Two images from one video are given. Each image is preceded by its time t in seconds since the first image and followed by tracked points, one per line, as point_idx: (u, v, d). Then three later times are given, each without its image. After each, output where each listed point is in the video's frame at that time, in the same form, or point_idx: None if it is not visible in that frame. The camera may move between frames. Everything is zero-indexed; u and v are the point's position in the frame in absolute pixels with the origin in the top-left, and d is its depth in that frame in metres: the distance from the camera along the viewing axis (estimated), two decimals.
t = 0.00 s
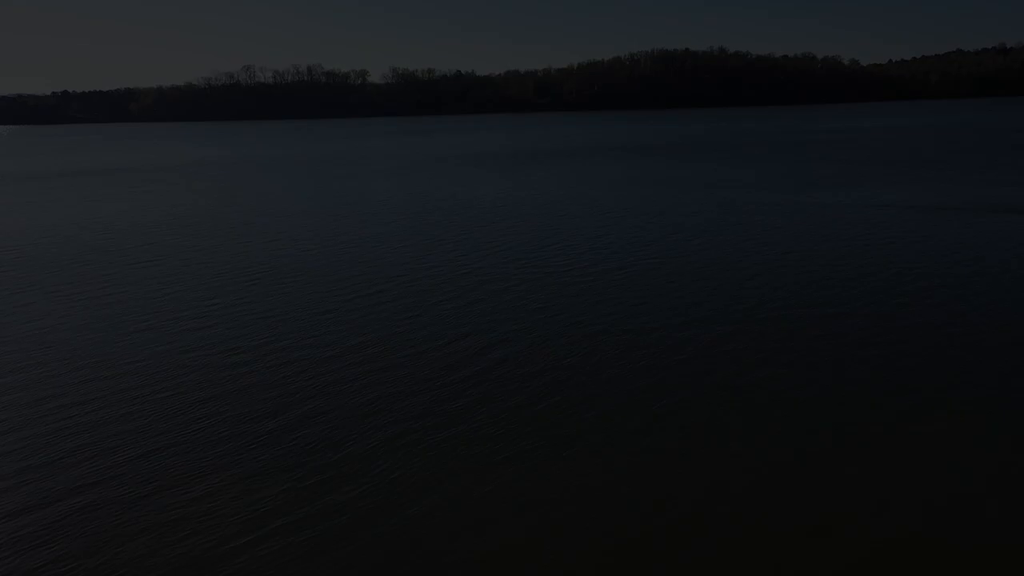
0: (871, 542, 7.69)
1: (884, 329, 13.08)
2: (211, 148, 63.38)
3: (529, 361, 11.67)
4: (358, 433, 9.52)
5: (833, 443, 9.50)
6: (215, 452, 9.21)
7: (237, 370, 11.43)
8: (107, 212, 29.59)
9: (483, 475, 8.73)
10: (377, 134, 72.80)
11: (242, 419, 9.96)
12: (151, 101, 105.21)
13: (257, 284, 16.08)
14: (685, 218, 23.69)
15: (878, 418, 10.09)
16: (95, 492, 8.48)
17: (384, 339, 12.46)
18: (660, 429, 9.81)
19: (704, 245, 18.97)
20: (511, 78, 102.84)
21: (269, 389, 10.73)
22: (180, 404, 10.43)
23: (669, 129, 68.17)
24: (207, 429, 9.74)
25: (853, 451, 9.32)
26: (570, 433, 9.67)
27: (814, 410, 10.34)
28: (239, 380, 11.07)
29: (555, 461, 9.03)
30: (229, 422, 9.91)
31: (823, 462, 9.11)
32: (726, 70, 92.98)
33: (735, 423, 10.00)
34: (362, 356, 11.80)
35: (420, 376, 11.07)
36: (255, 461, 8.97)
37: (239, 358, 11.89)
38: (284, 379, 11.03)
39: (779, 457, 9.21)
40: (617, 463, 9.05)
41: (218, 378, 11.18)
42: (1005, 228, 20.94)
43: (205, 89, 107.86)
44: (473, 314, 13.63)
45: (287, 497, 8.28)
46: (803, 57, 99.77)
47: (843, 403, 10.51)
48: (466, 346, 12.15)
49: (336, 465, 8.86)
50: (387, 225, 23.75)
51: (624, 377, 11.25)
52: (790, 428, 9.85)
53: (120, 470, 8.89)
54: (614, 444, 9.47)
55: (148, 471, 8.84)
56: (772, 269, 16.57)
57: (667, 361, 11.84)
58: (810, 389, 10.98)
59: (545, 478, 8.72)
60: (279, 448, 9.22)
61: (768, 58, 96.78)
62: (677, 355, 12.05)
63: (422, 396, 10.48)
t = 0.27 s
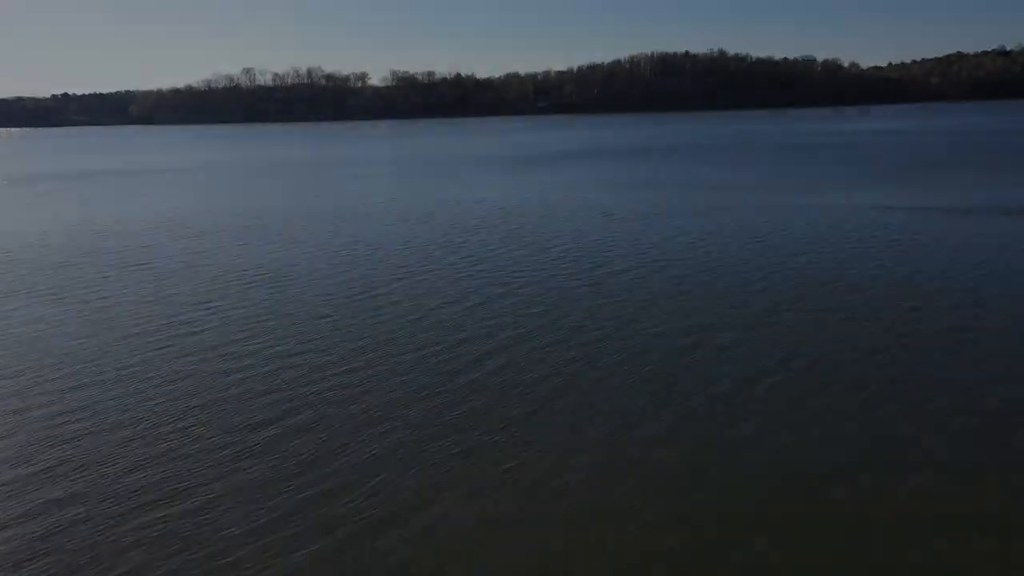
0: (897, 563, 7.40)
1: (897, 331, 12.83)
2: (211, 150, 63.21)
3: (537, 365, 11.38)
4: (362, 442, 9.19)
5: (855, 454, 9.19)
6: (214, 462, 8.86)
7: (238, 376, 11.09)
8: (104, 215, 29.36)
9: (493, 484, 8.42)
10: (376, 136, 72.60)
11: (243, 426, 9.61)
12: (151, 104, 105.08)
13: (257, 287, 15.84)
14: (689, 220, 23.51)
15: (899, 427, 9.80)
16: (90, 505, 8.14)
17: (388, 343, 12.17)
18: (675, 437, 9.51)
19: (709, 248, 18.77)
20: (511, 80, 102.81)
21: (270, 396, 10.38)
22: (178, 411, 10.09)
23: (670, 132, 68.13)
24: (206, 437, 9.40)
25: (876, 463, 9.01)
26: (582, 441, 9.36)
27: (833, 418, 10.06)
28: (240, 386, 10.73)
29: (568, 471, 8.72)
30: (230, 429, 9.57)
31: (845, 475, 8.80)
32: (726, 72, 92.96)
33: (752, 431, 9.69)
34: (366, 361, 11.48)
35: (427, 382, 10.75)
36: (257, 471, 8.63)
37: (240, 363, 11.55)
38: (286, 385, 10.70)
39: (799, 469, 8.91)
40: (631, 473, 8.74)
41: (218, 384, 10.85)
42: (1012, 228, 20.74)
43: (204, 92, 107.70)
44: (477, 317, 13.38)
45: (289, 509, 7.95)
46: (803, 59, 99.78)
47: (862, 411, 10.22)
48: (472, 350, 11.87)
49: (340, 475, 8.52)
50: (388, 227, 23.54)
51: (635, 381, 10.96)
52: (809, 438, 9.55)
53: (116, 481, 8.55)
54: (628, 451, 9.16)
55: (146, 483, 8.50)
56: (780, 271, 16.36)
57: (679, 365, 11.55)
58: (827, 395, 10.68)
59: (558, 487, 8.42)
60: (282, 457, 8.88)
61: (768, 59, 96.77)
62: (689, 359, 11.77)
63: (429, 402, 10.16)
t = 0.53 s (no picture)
0: None
1: (910, 338, 12.49)
2: (210, 152, 62.97)
3: (541, 373, 11.04)
4: (361, 453, 8.82)
5: (873, 468, 8.84)
6: (206, 473, 8.48)
7: (233, 383, 10.72)
8: (102, 218, 29.08)
9: (496, 497, 8.06)
10: (377, 138, 72.41)
11: (238, 437, 9.23)
12: (151, 107, 104.94)
13: (254, 291, 15.52)
14: (693, 223, 23.20)
15: (917, 439, 9.45)
16: (74, 519, 7.76)
17: (388, 350, 11.81)
18: (683, 448, 9.17)
19: (714, 251, 18.44)
20: (512, 82, 102.61)
21: (266, 405, 10.01)
22: (170, 420, 9.72)
23: (671, 135, 67.86)
24: (198, 448, 9.02)
25: (896, 477, 8.65)
26: (589, 452, 9.00)
27: (848, 429, 9.70)
28: (235, 395, 10.35)
29: (573, 483, 8.37)
30: (223, 440, 9.19)
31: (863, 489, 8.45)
32: (727, 75, 92.76)
33: (765, 443, 9.34)
34: (366, 369, 11.10)
35: (428, 391, 10.39)
36: (250, 484, 8.25)
37: (236, 371, 11.18)
38: (282, 394, 10.31)
39: (816, 483, 8.55)
40: (641, 485, 8.39)
41: (213, 392, 10.48)
42: (1022, 232, 20.39)
43: (204, 94, 107.54)
44: (479, 322, 13.05)
45: (283, 523, 7.59)
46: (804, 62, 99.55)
47: (878, 422, 9.87)
48: (474, 357, 11.52)
49: (338, 488, 8.15)
50: (388, 230, 23.26)
51: (642, 390, 10.62)
52: (825, 451, 9.19)
53: (103, 494, 8.18)
54: (636, 464, 8.80)
55: (132, 495, 8.14)
56: (787, 275, 16.03)
57: (687, 373, 11.21)
58: (841, 404, 10.33)
59: (563, 500, 8.06)
60: (276, 469, 8.50)
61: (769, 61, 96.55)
62: (696, 367, 11.43)
63: (430, 413, 9.79)
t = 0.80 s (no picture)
0: None
1: (925, 344, 12.11)
2: (209, 154, 62.65)
3: (544, 380, 10.69)
4: (357, 466, 8.46)
5: (889, 480, 8.48)
6: (195, 487, 8.13)
7: (226, 392, 10.37)
8: (98, 220, 28.78)
9: (499, 511, 7.74)
10: (377, 140, 72.12)
11: (230, 449, 8.86)
12: (151, 110, 104.64)
13: (249, 295, 15.17)
14: (697, 226, 22.85)
15: (934, 450, 9.09)
16: (57, 536, 7.41)
17: (386, 356, 11.46)
18: (691, 457, 8.88)
19: (719, 255, 18.09)
20: (512, 84, 102.35)
21: (259, 415, 9.65)
22: (160, 430, 9.37)
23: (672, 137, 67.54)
24: (188, 460, 8.65)
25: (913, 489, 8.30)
26: (593, 464, 8.66)
27: (862, 439, 9.36)
28: (228, 404, 10.00)
29: (578, 496, 8.04)
30: (214, 451, 8.84)
31: (880, 502, 8.09)
32: (727, 77, 92.40)
33: (775, 454, 9.00)
34: (363, 376, 10.76)
35: (427, 400, 10.04)
36: (242, 497, 7.91)
37: (229, 378, 10.82)
38: (276, 403, 9.96)
39: (831, 496, 8.19)
40: (648, 499, 8.05)
41: (206, 401, 10.13)
42: None
43: (204, 97, 107.28)
44: (478, 328, 12.69)
45: (275, 539, 7.25)
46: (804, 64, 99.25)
47: (891, 432, 9.53)
48: (475, 365, 11.16)
49: (333, 502, 7.79)
50: (387, 233, 22.93)
51: (647, 398, 10.28)
52: (839, 462, 8.84)
53: (89, 508, 7.83)
54: (642, 477, 8.47)
55: (119, 509, 7.79)
56: (796, 279, 15.65)
57: (694, 380, 10.86)
58: (854, 413, 9.99)
59: (568, 515, 7.72)
60: (269, 483, 8.14)
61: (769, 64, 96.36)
62: (703, 374, 11.08)
63: (429, 422, 9.44)
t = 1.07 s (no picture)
0: None
1: (940, 350, 11.75)
2: (209, 157, 62.41)
3: (547, 388, 10.35)
4: (355, 479, 8.11)
5: (906, 490, 8.18)
6: (185, 501, 7.77)
7: (220, 400, 10.02)
8: (94, 223, 28.42)
9: (503, 526, 7.41)
10: (377, 142, 71.76)
11: (222, 461, 8.51)
12: (150, 112, 104.38)
13: (244, 300, 14.82)
14: (700, 229, 22.49)
15: (951, 458, 8.79)
16: (35, 553, 7.05)
17: (384, 363, 11.11)
18: (692, 465, 8.62)
19: (724, 258, 17.74)
20: (512, 87, 102.00)
21: (254, 425, 9.29)
22: (151, 440, 9.02)
23: (673, 139, 67.27)
24: (179, 472, 8.30)
25: (932, 499, 8.00)
26: (599, 476, 8.34)
27: (876, 448, 9.05)
28: (221, 413, 9.64)
29: (580, 507, 7.76)
30: (206, 463, 8.48)
31: (898, 514, 7.79)
32: (727, 80, 92.03)
33: (787, 464, 8.69)
34: (361, 384, 10.41)
35: (427, 408, 9.69)
36: (234, 512, 7.56)
37: (223, 385, 10.47)
38: (271, 412, 9.61)
39: (847, 508, 7.88)
40: (657, 513, 7.74)
41: (198, 409, 9.78)
42: None
43: (204, 100, 106.92)
44: (479, 333, 12.35)
45: (265, 559, 6.89)
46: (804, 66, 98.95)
47: (906, 440, 9.22)
48: (476, 371, 10.81)
49: (330, 518, 7.44)
50: (386, 236, 22.57)
51: (653, 406, 9.96)
52: (853, 472, 8.53)
53: (73, 523, 7.48)
54: (650, 488, 8.15)
55: (103, 525, 7.43)
56: (804, 283, 15.31)
57: (701, 387, 10.53)
58: (866, 421, 9.68)
59: (575, 530, 7.40)
60: (263, 497, 7.79)
61: (770, 66, 96.05)
62: (711, 381, 10.74)
63: (430, 432, 9.09)
